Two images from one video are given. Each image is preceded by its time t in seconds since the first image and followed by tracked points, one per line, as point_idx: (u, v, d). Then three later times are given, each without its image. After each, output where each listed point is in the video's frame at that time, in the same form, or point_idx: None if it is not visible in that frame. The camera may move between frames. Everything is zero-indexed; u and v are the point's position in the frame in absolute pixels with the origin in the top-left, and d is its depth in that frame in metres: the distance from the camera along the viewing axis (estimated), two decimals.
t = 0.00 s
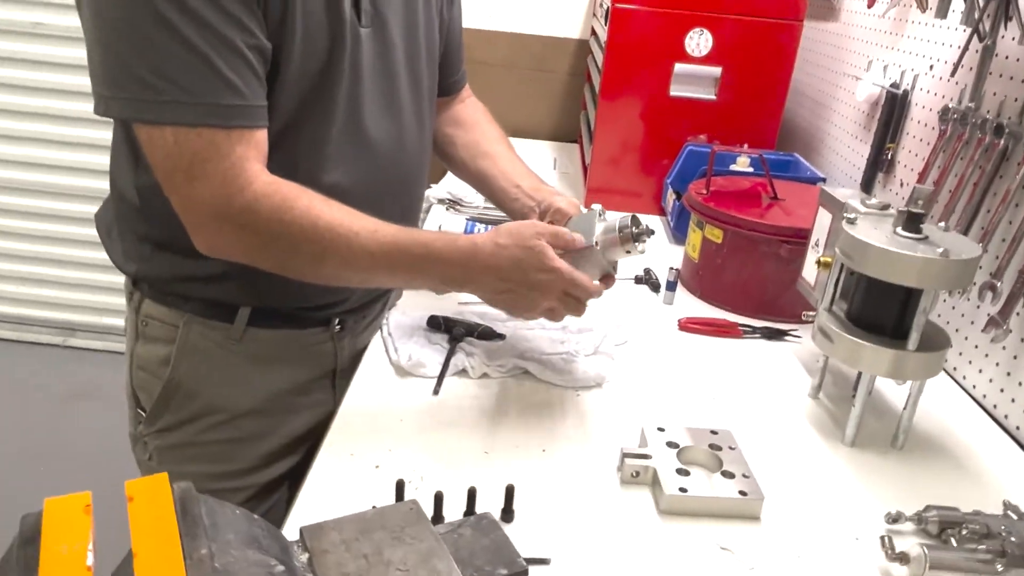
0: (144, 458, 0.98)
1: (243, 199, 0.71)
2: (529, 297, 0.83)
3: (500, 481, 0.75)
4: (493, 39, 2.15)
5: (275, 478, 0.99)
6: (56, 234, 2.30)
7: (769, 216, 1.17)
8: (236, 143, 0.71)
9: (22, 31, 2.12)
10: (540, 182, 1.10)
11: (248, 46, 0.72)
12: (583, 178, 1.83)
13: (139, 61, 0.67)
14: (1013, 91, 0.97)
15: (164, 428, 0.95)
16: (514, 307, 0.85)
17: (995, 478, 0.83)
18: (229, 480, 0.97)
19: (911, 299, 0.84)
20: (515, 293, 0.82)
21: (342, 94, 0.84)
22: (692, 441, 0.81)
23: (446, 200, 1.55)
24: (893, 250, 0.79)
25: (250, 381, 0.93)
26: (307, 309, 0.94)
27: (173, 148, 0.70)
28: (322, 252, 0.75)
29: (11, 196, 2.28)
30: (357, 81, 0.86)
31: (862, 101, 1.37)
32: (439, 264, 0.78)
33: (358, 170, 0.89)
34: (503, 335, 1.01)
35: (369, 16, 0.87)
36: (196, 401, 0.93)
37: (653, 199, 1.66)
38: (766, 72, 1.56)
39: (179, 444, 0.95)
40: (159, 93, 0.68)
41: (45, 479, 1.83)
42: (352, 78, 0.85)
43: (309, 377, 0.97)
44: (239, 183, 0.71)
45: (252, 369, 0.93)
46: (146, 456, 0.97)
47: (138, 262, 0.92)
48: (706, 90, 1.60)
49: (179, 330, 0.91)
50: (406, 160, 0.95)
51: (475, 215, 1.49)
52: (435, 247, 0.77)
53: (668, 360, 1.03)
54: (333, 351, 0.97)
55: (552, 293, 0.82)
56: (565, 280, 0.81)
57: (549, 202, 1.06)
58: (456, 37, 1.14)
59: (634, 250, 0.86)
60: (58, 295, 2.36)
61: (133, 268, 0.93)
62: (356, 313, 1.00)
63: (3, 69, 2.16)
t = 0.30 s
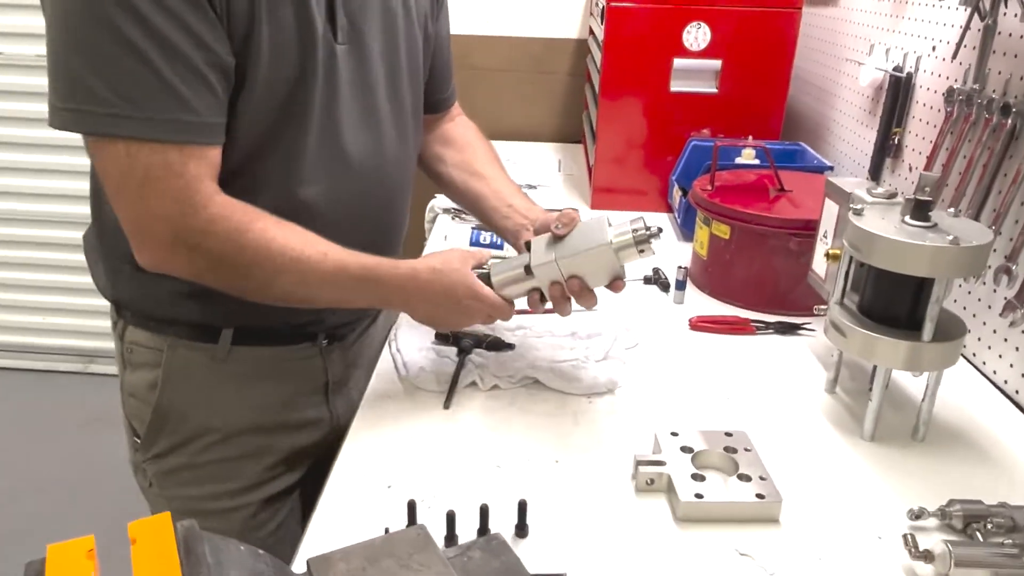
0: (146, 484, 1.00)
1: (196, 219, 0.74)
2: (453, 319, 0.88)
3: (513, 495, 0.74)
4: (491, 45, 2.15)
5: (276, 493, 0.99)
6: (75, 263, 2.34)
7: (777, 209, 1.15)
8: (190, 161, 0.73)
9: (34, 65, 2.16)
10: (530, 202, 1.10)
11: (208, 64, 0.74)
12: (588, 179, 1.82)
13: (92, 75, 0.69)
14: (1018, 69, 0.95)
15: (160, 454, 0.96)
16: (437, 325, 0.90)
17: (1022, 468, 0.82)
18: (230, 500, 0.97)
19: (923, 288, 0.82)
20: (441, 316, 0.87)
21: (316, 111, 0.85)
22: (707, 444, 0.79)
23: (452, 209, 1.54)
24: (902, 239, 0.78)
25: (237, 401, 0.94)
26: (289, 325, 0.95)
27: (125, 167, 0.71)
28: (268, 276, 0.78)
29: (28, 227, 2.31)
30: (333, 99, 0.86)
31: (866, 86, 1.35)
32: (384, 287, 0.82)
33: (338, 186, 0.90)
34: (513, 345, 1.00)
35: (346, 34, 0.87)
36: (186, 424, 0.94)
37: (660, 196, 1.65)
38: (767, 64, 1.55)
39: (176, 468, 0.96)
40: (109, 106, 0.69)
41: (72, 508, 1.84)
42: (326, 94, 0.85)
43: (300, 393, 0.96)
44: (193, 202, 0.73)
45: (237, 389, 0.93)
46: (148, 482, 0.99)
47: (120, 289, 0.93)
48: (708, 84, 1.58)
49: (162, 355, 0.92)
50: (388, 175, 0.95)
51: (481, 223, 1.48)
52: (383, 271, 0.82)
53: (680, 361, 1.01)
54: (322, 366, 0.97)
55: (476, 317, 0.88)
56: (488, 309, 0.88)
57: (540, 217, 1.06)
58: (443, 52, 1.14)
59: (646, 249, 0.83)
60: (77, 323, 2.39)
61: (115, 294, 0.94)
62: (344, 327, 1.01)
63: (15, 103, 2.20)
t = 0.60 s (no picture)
0: (151, 497, 0.99)
1: (218, 238, 0.73)
2: (455, 325, 0.85)
3: (533, 495, 0.74)
4: (496, 45, 2.15)
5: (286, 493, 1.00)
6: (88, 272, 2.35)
7: (789, 202, 1.14)
8: (207, 177, 0.72)
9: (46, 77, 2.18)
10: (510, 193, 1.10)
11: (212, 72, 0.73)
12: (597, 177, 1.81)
13: (101, 95, 0.67)
14: None
15: (163, 470, 0.95)
16: (441, 334, 0.87)
17: None
18: (239, 505, 0.98)
19: (943, 279, 0.82)
20: (450, 328, 0.86)
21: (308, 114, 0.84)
22: (727, 440, 0.79)
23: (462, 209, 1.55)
24: (919, 231, 0.77)
25: (242, 412, 0.94)
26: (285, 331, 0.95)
27: (144, 189, 0.70)
28: (290, 294, 0.78)
29: (41, 237, 2.33)
30: (321, 101, 0.86)
31: (876, 77, 1.34)
32: (390, 295, 0.81)
33: (327, 185, 0.90)
34: (528, 345, 1.00)
35: (329, 34, 0.87)
36: (191, 438, 0.94)
37: (669, 192, 1.64)
38: (773, 57, 1.54)
39: (184, 480, 0.96)
40: (123, 125, 0.68)
41: (89, 515, 1.85)
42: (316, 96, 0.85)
43: (300, 397, 0.97)
44: (214, 221, 0.73)
45: (238, 401, 0.94)
46: (154, 495, 0.98)
47: (107, 308, 0.92)
48: (715, 79, 1.58)
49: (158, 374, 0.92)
50: (372, 173, 0.96)
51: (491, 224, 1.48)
52: (391, 278, 0.81)
53: (696, 358, 1.01)
54: (320, 370, 0.98)
55: (482, 322, 0.85)
56: (493, 313, 0.84)
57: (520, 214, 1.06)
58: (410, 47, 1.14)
59: (632, 233, 0.76)
60: (91, 331, 2.42)
61: (103, 315, 0.93)
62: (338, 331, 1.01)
63: (27, 115, 2.22)
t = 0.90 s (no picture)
0: (152, 507, 0.96)
1: (214, 278, 0.74)
2: (454, 328, 0.84)
3: (539, 500, 0.73)
4: (497, 46, 2.14)
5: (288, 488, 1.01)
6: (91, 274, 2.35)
7: (794, 203, 1.14)
8: (202, 223, 0.72)
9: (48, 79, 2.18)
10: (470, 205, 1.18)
11: (206, 117, 0.72)
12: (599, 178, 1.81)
13: (95, 152, 0.66)
14: None
15: (169, 479, 0.94)
16: (443, 341, 0.86)
17: None
18: (245, 505, 0.97)
19: (952, 281, 0.81)
20: (437, 330, 0.85)
21: (292, 130, 0.85)
22: (734, 444, 0.78)
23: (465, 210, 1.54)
24: (930, 233, 0.76)
25: (244, 414, 0.94)
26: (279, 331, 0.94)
27: (140, 241, 0.70)
28: (285, 323, 0.79)
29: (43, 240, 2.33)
30: (298, 105, 0.86)
31: (880, 77, 1.33)
32: (383, 309, 0.82)
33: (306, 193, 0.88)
34: (533, 348, 1.00)
35: (307, 39, 0.89)
36: (195, 446, 0.93)
37: (672, 193, 1.63)
38: (772, 57, 1.54)
39: (190, 487, 0.95)
40: (118, 181, 0.67)
41: (92, 518, 1.85)
42: (299, 109, 0.86)
43: (296, 393, 0.98)
44: (210, 263, 0.73)
45: (241, 406, 0.93)
46: (156, 505, 0.96)
47: (103, 328, 0.91)
48: (719, 79, 1.57)
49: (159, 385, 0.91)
50: (354, 183, 0.96)
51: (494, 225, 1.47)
52: (381, 293, 0.82)
53: (702, 361, 1.00)
54: (313, 366, 0.98)
55: (482, 321, 0.85)
56: (491, 310, 0.84)
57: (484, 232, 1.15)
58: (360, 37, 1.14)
59: (617, 215, 0.76)
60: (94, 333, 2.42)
61: (95, 334, 0.92)
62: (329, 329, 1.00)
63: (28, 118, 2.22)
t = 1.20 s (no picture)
0: (183, 498, 0.96)
1: (211, 254, 0.72)
2: (455, 332, 0.84)
3: (552, 499, 0.73)
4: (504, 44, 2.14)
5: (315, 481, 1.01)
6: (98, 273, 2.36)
7: (805, 201, 1.13)
8: (202, 197, 0.71)
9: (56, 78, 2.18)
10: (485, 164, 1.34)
11: (224, 95, 0.71)
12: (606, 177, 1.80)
13: (103, 118, 0.65)
14: None
15: (203, 468, 0.94)
16: (443, 344, 0.86)
17: None
18: (277, 495, 0.98)
19: (968, 278, 0.80)
20: (436, 334, 0.84)
21: (317, 108, 0.84)
22: (749, 442, 0.78)
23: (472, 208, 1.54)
24: (946, 229, 0.76)
25: (278, 404, 0.94)
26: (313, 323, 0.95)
27: (138, 209, 0.69)
28: (278, 307, 0.77)
29: (51, 239, 2.34)
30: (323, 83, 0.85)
31: (891, 74, 1.32)
32: (382, 307, 0.81)
33: (333, 172, 0.87)
34: (543, 346, 0.99)
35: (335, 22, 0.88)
36: (230, 435, 0.93)
37: (680, 191, 1.63)
38: (782, 51, 1.52)
39: (222, 476, 0.95)
40: (125, 149, 0.66)
41: (97, 517, 1.84)
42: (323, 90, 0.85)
43: (326, 386, 0.98)
44: (206, 238, 0.72)
45: (276, 394, 0.94)
46: (186, 496, 0.96)
47: (144, 313, 0.90)
48: (727, 76, 1.56)
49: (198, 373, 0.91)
50: (386, 168, 0.94)
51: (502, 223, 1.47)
52: (380, 290, 0.80)
53: (714, 358, 0.99)
54: (343, 357, 0.99)
55: (482, 325, 0.84)
56: (493, 314, 0.84)
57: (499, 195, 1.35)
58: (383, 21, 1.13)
59: (623, 223, 0.78)
60: (101, 332, 2.43)
61: (137, 319, 0.91)
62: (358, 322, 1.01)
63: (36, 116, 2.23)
